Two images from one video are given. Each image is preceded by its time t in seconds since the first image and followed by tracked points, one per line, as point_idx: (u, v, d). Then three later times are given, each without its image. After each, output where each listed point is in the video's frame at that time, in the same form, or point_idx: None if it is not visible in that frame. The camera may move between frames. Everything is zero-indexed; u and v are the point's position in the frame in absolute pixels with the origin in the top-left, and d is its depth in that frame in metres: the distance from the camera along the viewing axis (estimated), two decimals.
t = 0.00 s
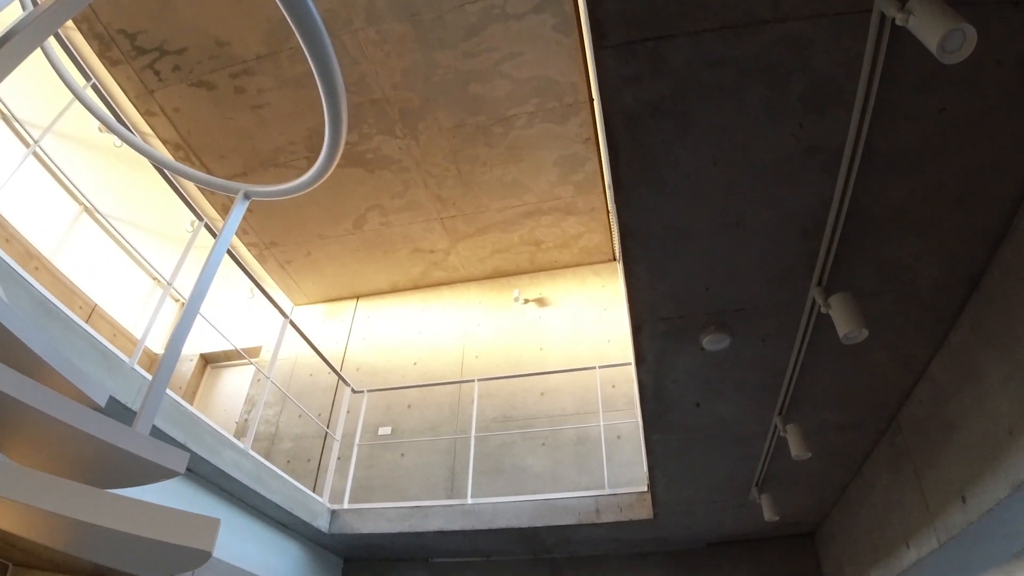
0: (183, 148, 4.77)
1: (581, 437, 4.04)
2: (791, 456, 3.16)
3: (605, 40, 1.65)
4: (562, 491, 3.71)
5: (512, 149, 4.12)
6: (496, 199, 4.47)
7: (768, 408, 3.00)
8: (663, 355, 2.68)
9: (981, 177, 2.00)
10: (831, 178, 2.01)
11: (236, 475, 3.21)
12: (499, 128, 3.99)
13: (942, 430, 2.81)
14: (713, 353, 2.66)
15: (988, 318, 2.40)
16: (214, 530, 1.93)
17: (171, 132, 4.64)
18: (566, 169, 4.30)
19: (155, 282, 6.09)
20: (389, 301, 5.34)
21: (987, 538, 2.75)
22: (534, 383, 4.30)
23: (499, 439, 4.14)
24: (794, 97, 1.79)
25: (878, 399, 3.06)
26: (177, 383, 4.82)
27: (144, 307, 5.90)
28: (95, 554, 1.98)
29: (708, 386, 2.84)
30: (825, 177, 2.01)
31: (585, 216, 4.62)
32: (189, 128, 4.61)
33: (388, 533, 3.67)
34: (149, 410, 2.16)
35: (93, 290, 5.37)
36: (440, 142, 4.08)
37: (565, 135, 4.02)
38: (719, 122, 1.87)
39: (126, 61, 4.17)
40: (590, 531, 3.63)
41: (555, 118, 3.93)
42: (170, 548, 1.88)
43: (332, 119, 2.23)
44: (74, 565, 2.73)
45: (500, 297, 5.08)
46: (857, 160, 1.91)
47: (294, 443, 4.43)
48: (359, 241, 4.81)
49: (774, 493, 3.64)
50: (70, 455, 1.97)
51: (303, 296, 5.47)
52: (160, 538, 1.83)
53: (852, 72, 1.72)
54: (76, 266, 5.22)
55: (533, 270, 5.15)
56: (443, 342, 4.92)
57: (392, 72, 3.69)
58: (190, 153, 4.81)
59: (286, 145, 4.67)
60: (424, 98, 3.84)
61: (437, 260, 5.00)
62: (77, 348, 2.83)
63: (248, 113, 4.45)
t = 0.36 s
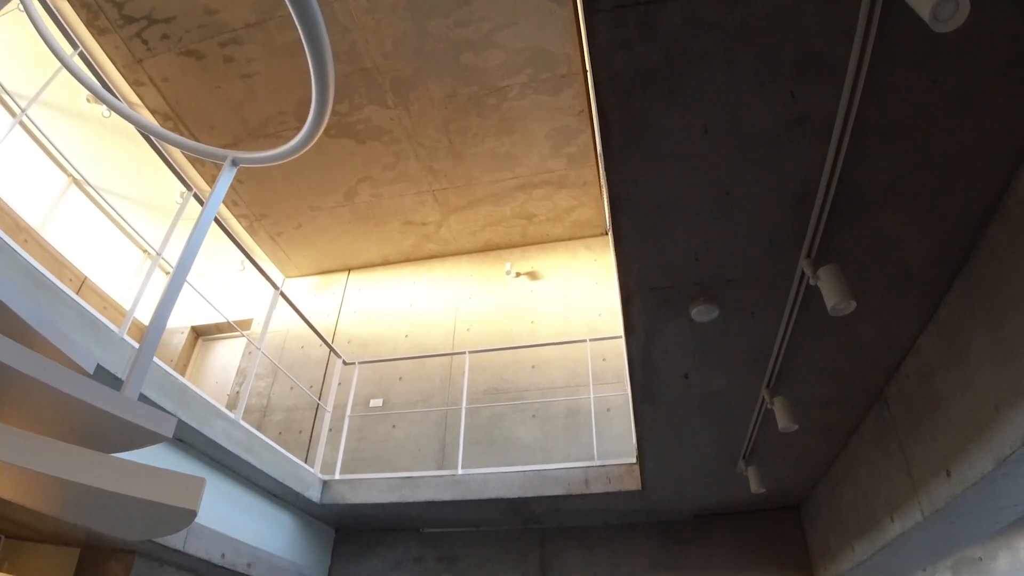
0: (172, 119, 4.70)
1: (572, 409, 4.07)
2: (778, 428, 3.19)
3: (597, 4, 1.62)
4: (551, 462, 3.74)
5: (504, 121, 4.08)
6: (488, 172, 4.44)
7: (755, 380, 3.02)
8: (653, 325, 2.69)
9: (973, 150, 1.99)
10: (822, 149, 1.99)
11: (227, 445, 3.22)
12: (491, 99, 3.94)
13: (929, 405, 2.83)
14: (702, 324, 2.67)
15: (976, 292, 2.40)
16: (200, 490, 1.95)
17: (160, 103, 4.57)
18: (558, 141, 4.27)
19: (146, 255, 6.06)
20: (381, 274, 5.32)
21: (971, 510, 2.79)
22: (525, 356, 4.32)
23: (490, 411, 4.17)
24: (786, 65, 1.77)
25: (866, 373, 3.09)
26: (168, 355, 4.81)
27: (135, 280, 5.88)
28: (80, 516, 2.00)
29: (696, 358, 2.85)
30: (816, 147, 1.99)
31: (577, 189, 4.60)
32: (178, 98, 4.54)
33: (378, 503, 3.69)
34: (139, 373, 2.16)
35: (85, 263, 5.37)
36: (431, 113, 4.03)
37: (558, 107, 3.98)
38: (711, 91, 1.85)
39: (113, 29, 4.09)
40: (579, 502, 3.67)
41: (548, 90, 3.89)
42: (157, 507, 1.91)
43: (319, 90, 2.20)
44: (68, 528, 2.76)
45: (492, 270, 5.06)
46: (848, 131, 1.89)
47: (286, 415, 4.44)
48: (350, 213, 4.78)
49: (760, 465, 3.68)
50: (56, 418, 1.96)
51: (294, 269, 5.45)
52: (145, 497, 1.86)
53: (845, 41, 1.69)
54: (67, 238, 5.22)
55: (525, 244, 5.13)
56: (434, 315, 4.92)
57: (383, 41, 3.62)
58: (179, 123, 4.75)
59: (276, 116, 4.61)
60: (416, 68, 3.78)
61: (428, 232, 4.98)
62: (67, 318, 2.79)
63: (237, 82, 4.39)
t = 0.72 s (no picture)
0: (163, 73, 4.62)
1: (569, 362, 4.11)
2: (772, 379, 3.22)
3: None
4: (548, 414, 3.79)
5: (502, 72, 3.99)
6: (485, 124, 4.37)
7: (751, 331, 3.03)
8: (649, 276, 2.69)
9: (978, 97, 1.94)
10: (821, 95, 1.95)
11: (228, 399, 3.26)
12: (488, 50, 3.85)
13: (923, 358, 2.85)
14: (698, 274, 2.67)
15: (974, 244, 2.39)
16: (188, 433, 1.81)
17: (151, 58, 4.49)
18: (556, 93, 4.19)
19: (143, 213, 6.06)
20: (378, 229, 5.30)
21: (961, 461, 2.83)
22: (523, 310, 4.33)
23: (488, 364, 4.21)
24: (788, 8, 1.71)
25: (862, 325, 3.10)
26: (168, 312, 4.84)
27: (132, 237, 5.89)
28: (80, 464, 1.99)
29: (691, 308, 2.86)
30: (816, 93, 1.95)
31: (576, 142, 4.54)
32: (169, 52, 4.45)
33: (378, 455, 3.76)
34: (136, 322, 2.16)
35: (82, 223, 5.42)
36: (427, 65, 3.95)
37: (556, 57, 3.89)
38: (710, 34, 1.80)
39: None
40: (575, 453, 3.74)
41: (546, 39, 3.79)
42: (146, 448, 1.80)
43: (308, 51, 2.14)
44: (72, 484, 2.84)
45: (490, 225, 5.04)
46: (849, 79, 1.85)
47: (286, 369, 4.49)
48: (346, 167, 4.73)
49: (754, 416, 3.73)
50: (52, 366, 1.97)
51: (291, 224, 5.42)
52: (134, 439, 1.77)
53: None
54: (62, 198, 5.23)
55: (523, 198, 5.10)
56: (432, 270, 4.92)
57: None
58: (171, 78, 4.67)
59: (268, 68, 4.52)
60: (410, 18, 3.67)
61: (425, 186, 4.94)
62: (64, 276, 2.78)
63: (228, 34, 4.29)
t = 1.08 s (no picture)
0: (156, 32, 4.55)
1: (569, 319, 4.12)
2: (771, 332, 3.21)
3: None
4: (548, 370, 3.81)
5: (500, 26, 3.90)
6: (484, 79, 4.29)
7: (751, 285, 3.01)
8: (648, 227, 2.67)
9: (988, 40, 1.88)
10: (826, 40, 1.89)
11: (229, 357, 3.26)
12: (486, 3, 3.74)
13: (924, 312, 2.83)
14: (698, 226, 2.64)
15: (978, 195, 2.35)
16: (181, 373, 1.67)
17: (142, 17, 4.40)
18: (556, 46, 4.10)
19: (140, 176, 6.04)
20: (377, 188, 5.26)
21: (959, 415, 2.84)
22: (524, 268, 4.32)
23: (489, 322, 4.22)
24: None
25: (863, 279, 3.08)
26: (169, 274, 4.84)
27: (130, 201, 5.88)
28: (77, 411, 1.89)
29: (690, 261, 2.85)
30: (820, 36, 1.88)
31: (576, 96, 4.47)
32: (160, 9, 4.36)
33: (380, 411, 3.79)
34: (132, 275, 2.13)
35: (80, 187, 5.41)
36: (423, 19, 3.85)
37: (556, 9, 3.78)
38: None
39: None
40: (575, 408, 3.77)
41: None
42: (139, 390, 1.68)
43: None
44: (75, 444, 2.87)
45: (489, 183, 5.00)
46: (850, 29, 1.79)
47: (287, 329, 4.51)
48: (343, 125, 4.68)
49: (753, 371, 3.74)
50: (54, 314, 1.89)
51: (289, 184, 5.39)
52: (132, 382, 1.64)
53: None
54: (58, 162, 5.20)
55: (523, 155, 5.05)
56: (431, 228, 4.91)
57: None
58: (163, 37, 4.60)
59: (262, 23, 4.43)
60: None
61: (424, 144, 4.88)
62: (58, 234, 2.76)
63: None
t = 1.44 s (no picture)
0: None
1: (571, 279, 4.11)
2: (773, 288, 3.20)
3: None
4: (549, 329, 3.82)
5: None
6: (483, 36, 4.21)
7: (753, 241, 2.98)
8: (650, 179, 2.63)
9: None
10: None
11: (230, 319, 3.25)
12: None
13: (928, 268, 2.81)
14: (699, 178, 2.61)
15: (984, 146, 2.30)
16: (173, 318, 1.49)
17: None
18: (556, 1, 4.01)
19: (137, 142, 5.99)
20: (376, 149, 5.21)
21: (960, 372, 2.84)
22: (525, 228, 4.30)
23: (490, 282, 4.22)
24: None
25: (867, 235, 3.05)
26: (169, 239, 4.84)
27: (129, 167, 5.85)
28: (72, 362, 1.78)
29: (692, 214, 2.81)
30: None
31: (577, 53, 4.38)
32: None
33: (383, 370, 3.82)
34: (128, 230, 2.11)
35: (77, 153, 5.38)
36: None
37: None
38: None
39: None
40: (576, 367, 3.79)
41: None
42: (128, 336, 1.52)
43: None
44: (79, 407, 2.89)
45: (490, 143, 4.94)
46: None
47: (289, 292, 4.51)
48: (341, 84, 4.62)
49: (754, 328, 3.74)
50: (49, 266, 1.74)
51: (287, 146, 5.35)
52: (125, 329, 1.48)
53: None
54: (53, 127, 5.16)
55: (523, 114, 4.98)
56: (431, 189, 4.87)
57: None
58: None
59: None
60: None
61: (423, 103, 4.82)
62: (55, 197, 2.70)
63: None
